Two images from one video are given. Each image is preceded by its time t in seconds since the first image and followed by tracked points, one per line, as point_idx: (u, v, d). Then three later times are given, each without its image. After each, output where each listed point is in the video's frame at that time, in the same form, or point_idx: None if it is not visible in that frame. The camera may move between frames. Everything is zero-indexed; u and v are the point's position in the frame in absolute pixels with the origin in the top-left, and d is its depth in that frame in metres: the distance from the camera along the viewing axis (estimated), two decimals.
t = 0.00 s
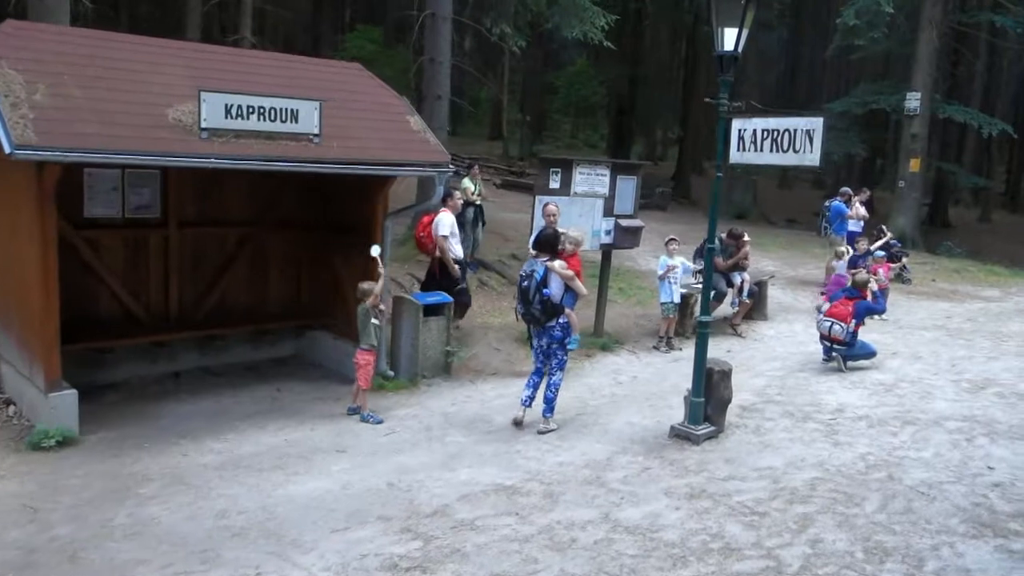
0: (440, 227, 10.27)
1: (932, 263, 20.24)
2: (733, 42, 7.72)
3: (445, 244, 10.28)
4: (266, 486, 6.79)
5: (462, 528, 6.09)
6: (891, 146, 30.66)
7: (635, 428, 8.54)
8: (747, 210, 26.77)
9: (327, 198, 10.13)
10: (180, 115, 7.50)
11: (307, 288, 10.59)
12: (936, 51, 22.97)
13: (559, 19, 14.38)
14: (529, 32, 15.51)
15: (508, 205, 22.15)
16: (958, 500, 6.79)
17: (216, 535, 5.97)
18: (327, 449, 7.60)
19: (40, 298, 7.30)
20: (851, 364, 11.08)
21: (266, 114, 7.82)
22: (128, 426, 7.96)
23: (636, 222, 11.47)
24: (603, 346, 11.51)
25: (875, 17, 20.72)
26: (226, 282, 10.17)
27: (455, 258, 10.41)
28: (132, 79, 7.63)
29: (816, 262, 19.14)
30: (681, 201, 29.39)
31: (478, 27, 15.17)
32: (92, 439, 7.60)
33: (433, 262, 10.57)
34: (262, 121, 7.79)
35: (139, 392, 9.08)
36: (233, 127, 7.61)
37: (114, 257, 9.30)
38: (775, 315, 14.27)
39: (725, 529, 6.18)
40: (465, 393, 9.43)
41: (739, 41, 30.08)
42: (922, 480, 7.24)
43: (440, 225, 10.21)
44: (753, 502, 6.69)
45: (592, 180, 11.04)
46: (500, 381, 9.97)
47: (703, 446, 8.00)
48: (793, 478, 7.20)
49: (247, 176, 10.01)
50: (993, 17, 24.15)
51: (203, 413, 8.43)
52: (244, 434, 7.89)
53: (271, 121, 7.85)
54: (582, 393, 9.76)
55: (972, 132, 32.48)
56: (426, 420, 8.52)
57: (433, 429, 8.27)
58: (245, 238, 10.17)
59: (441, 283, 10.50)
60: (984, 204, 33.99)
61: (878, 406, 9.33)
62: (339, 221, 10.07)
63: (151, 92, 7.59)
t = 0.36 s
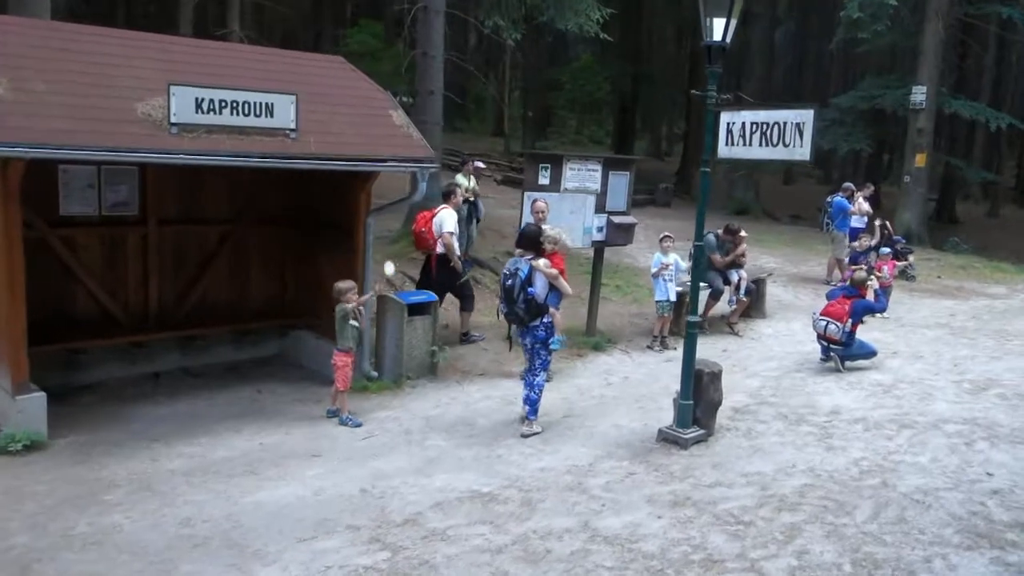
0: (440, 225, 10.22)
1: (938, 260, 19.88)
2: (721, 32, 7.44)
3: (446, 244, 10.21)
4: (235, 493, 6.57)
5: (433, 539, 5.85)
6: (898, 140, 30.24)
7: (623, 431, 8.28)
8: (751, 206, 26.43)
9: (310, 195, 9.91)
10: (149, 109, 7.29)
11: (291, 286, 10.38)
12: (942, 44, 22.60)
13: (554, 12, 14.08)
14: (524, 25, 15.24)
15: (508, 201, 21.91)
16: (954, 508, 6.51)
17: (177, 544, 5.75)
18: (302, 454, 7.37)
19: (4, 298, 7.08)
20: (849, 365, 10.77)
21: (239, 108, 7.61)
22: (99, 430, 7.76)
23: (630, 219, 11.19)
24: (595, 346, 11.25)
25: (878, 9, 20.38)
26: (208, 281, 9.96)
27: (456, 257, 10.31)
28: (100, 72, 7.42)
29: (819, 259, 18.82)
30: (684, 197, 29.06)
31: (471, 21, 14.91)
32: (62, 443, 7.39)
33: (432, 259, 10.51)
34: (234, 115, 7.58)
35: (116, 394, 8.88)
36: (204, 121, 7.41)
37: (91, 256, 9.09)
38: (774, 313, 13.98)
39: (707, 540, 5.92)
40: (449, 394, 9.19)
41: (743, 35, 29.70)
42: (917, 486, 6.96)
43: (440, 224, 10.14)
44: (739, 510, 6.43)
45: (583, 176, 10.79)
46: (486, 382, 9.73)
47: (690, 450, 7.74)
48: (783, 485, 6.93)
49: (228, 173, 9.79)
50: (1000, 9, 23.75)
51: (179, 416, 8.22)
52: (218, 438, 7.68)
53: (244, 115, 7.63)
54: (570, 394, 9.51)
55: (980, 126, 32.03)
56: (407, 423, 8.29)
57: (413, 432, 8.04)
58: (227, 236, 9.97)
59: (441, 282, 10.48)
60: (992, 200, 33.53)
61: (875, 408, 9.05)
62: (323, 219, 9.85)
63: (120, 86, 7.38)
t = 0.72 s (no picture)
0: (455, 220, 10.44)
1: (949, 254, 19.46)
2: (711, 21, 7.14)
3: (460, 238, 10.43)
4: (205, 502, 6.35)
5: (405, 551, 5.62)
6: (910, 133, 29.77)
7: (613, 435, 8.01)
8: (760, 201, 26.05)
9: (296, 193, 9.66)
10: (119, 106, 7.08)
11: (278, 287, 10.14)
12: (954, 34, 22.14)
13: (552, 4, 13.78)
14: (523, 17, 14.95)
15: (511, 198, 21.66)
16: (954, 517, 6.21)
17: (140, 556, 5.54)
18: (278, 461, 7.16)
19: None
20: (851, 364, 10.45)
21: (213, 104, 7.38)
22: (74, 436, 7.56)
23: (626, 215, 10.90)
24: (590, 345, 10.98)
25: None
26: (193, 281, 9.74)
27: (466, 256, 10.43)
28: (71, 67, 7.21)
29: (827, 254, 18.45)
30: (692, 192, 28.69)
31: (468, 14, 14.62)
32: (34, 450, 7.21)
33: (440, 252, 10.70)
34: (208, 112, 7.35)
35: (96, 397, 8.69)
36: (177, 118, 7.19)
37: (71, 256, 8.90)
38: (778, 311, 13.65)
39: (691, 552, 5.65)
40: (436, 397, 8.96)
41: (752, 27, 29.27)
42: (916, 494, 6.66)
43: (456, 219, 10.35)
44: (728, 519, 6.16)
45: (577, 171, 10.51)
46: (476, 384, 9.48)
47: (681, 456, 7.47)
48: (775, 492, 6.65)
49: (212, 170, 9.57)
50: None
51: (157, 420, 8.01)
52: (194, 443, 7.47)
53: (218, 112, 7.40)
54: (562, 396, 9.25)
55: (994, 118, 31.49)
56: (391, 427, 8.05)
57: (396, 437, 7.80)
58: (212, 235, 9.73)
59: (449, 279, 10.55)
60: (1007, 193, 32.96)
61: (877, 410, 8.74)
62: (310, 218, 9.61)
63: (90, 81, 7.17)
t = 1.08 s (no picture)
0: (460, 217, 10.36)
1: (955, 251, 19.11)
2: (692, 10, 6.86)
3: (464, 236, 10.34)
4: (165, 513, 6.13)
5: (366, 566, 5.38)
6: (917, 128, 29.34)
7: (595, 441, 7.75)
8: (763, 197, 25.71)
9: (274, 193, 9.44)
10: (80, 104, 6.86)
11: (259, 289, 9.92)
12: (960, 27, 21.74)
13: None
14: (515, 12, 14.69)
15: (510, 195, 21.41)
16: (945, 530, 5.92)
17: (90, 572, 5.33)
18: (246, 469, 6.94)
19: None
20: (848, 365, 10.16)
21: (179, 101, 7.16)
22: (40, 443, 7.37)
23: (616, 213, 10.65)
24: (580, 346, 10.71)
25: None
26: (171, 283, 9.53)
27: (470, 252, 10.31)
28: (32, 64, 7.00)
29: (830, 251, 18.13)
30: (695, 189, 28.38)
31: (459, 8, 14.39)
32: None
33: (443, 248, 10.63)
34: (174, 109, 7.13)
35: (68, 402, 8.49)
36: (140, 115, 6.97)
37: (43, 258, 8.70)
38: (775, 309, 13.36)
39: (665, 568, 5.40)
40: (417, 401, 8.71)
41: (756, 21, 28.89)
42: (907, 503, 6.38)
43: (461, 216, 10.27)
44: (707, 532, 5.89)
45: (565, 168, 10.24)
46: (460, 387, 9.23)
47: (665, 462, 7.20)
48: (759, 502, 6.38)
49: (189, 170, 9.36)
50: None
51: (127, 427, 7.81)
52: (162, 451, 7.25)
53: (184, 108, 7.18)
54: (547, 399, 9.00)
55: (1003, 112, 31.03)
56: (367, 432, 7.81)
57: (371, 443, 7.57)
58: (189, 237, 9.52)
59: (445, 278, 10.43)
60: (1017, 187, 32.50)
61: (872, 414, 8.44)
62: (289, 217, 9.38)
63: (51, 79, 6.95)
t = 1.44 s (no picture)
0: (455, 213, 10.37)
1: (959, 251, 18.75)
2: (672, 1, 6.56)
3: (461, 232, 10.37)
4: (115, 525, 5.89)
5: None
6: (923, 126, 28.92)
7: (573, 449, 7.47)
8: (766, 196, 25.37)
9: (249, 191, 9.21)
10: (35, 98, 6.63)
11: (235, 288, 9.69)
12: (967, 23, 21.34)
13: None
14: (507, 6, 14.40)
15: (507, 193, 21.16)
16: (930, 548, 5.63)
17: None
18: (206, 477, 6.69)
19: None
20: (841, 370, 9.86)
21: (138, 95, 6.97)
22: None
23: (604, 212, 10.36)
24: (566, 349, 10.42)
25: None
26: (144, 283, 9.30)
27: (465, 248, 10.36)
28: None
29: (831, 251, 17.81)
30: (697, 187, 28.05)
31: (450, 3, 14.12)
32: None
33: (442, 245, 10.63)
34: (133, 104, 6.93)
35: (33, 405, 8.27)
36: (97, 110, 6.76)
37: (9, 257, 8.47)
38: (771, 311, 13.05)
39: None
40: (392, 406, 8.46)
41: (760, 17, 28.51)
42: (892, 519, 6.08)
43: (456, 212, 10.28)
44: (679, 549, 5.62)
45: (550, 166, 9.95)
46: (438, 391, 8.97)
47: (642, 473, 6.92)
48: (736, 517, 6.10)
49: (161, 167, 9.12)
50: None
51: (90, 432, 7.58)
52: (122, 458, 7.02)
53: (144, 103, 6.98)
54: (526, 405, 8.73)
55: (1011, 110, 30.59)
56: (336, 439, 7.57)
57: (339, 451, 7.32)
58: (162, 235, 9.29)
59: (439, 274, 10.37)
60: None
61: (862, 422, 8.14)
62: (264, 215, 9.15)
63: (5, 73, 6.72)
